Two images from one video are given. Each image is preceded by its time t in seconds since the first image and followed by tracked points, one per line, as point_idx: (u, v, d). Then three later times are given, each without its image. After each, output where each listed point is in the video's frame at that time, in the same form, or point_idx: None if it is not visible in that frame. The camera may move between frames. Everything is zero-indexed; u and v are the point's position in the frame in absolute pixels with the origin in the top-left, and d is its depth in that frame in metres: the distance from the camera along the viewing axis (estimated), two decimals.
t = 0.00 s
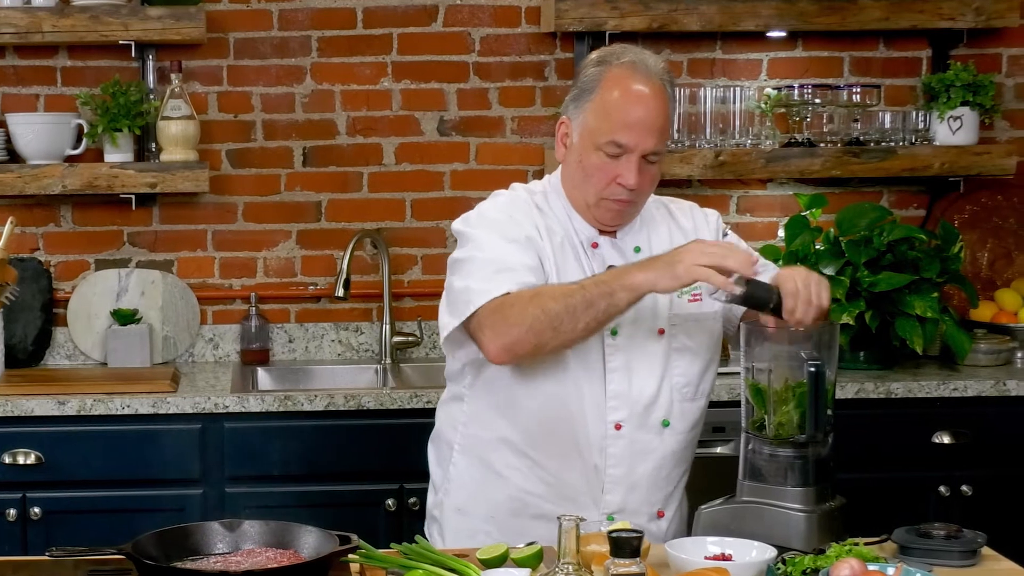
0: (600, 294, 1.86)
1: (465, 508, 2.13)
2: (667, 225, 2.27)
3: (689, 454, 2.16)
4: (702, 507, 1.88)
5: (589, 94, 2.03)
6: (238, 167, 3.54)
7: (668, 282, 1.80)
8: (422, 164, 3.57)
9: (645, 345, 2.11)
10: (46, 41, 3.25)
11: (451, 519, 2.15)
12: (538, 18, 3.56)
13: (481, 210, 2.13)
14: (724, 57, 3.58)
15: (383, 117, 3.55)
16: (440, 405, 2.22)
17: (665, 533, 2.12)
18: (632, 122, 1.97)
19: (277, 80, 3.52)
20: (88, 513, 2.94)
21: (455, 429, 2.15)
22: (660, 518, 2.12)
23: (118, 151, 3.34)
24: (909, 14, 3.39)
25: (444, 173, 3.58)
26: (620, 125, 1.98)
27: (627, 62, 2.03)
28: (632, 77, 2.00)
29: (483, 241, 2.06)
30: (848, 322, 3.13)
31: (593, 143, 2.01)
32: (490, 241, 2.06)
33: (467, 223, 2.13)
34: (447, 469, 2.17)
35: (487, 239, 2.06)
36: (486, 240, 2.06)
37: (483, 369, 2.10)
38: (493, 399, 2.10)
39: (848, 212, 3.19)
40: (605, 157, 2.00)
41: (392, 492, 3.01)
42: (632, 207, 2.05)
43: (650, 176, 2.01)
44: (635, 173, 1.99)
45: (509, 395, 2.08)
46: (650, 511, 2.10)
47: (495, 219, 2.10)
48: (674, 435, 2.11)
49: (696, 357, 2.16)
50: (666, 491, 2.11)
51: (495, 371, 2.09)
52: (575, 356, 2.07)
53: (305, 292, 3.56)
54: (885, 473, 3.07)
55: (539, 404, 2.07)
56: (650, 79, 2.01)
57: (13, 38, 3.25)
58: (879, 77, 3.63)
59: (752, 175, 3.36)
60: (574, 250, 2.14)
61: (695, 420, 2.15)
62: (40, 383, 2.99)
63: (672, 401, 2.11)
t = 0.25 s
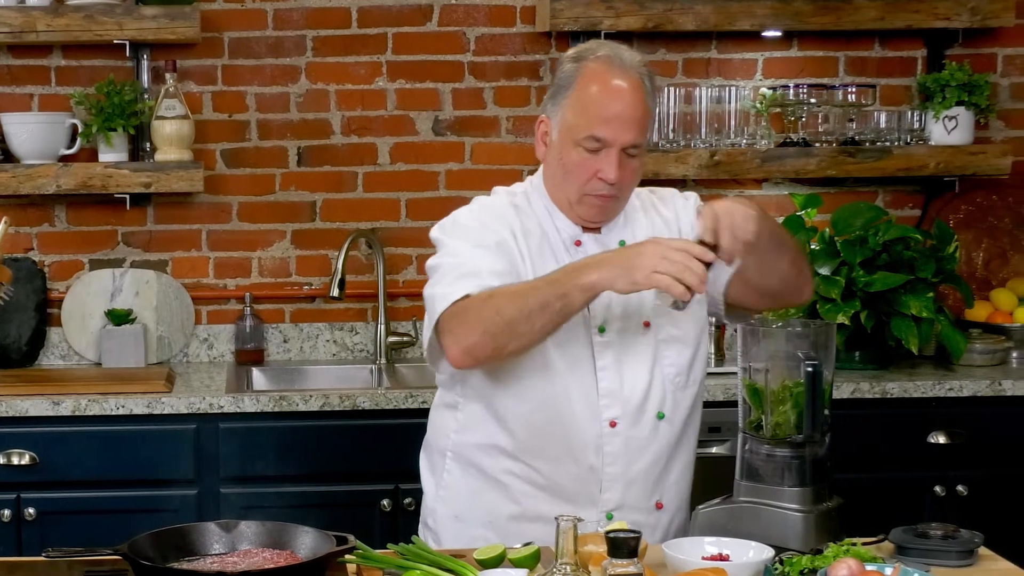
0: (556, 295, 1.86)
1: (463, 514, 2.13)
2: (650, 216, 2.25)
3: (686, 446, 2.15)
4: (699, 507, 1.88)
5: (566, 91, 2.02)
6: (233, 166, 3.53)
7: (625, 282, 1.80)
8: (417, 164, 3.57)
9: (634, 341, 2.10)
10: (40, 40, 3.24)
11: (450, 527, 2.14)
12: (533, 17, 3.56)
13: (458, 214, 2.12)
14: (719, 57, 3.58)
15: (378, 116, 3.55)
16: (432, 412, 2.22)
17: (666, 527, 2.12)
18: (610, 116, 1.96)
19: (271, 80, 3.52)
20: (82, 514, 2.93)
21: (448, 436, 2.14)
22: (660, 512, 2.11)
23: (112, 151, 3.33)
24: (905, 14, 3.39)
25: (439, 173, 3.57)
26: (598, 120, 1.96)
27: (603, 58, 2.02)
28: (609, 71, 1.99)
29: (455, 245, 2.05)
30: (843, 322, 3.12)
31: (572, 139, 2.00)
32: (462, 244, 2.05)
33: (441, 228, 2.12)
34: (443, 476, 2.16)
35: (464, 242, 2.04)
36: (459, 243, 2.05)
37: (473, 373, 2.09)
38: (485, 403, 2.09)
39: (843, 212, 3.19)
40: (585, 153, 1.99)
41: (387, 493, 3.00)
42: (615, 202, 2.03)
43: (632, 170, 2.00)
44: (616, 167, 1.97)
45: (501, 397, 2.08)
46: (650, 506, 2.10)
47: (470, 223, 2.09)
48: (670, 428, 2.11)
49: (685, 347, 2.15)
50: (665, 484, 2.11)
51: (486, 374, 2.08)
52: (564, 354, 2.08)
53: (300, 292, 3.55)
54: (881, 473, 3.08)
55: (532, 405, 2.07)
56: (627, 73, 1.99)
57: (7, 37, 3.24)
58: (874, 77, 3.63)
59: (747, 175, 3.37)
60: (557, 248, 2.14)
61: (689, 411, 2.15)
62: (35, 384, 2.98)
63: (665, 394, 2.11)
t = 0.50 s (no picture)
0: (480, 341, 1.80)
1: (448, 522, 2.10)
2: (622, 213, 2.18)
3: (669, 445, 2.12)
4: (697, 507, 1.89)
5: (528, 91, 1.98)
6: (227, 167, 3.52)
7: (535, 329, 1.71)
8: (412, 164, 3.56)
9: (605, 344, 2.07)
10: (34, 40, 3.23)
11: (435, 537, 2.11)
12: (528, 17, 3.56)
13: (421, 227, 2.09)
14: (715, 57, 3.58)
15: (373, 116, 3.55)
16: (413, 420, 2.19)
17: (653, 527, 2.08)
18: (571, 115, 1.92)
19: (266, 80, 3.51)
20: (77, 515, 2.92)
21: (428, 444, 2.12)
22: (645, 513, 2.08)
23: (107, 151, 3.32)
24: (900, 14, 3.39)
25: (434, 173, 3.57)
26: (560, 119, 1.92)
27: (563, 56, 1.98)
28: (569, 70, 1.95)
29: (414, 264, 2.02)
30: (838, 322, 3.12)
31: (535, 140, 1.96)
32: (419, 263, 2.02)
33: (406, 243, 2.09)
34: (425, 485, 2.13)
35: (423, 265, 2.01)
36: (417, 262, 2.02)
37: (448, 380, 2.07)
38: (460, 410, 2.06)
39: (839, 212, 3.19)
40: (549, 153, 1.95)
41: (383, 493, 2.99)
42: (583, 202, 1.99)
43: (598, 169, 1.95)
44: (580, 167, 1.93)
45: (476, 404, 2.05)
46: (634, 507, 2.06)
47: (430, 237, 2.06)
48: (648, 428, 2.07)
49: (661, 346, 2.11)
50: (648, 485, 2.08)
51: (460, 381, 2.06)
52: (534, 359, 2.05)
53: (294, 292, 3.55)
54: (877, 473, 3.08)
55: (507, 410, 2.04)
56: (588, 70, 1.95)
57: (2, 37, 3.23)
58: (870, 77, 3.63)
59: (742, 175, 3.36)
60: (524, 253, 2.08)
61: (667, 410, 2.12)
62: (29, 384, 2.98)
63: (642, 395, 2.08)
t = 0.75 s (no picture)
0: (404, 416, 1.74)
1: (410, 526, 2.15)
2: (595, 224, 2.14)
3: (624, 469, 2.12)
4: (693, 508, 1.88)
5: (491, 99, 1.96)
6: (222, 166, 3.52)
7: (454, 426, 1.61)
8: (407, 164, 3.56)
9: (555, 367, 2.07)
10: (29, 40, 3.22)
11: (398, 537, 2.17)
12: (524, 17, 3.55)
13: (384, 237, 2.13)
14: (710, 57, 3.58)
15: (368, 117, 3.54)
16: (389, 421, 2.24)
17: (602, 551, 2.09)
18: (534, 124, 1.89)
19: (261, 80, 3.51)
20: (72, 516, 2.92)
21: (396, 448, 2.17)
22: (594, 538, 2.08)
23: (101, 151, 3.32)
24: (895, 14, 3.40)
25: (429, 174, 3.56)
26: (523, 129, 1.90)
27: (526, 61, 1.94)
28: (531, 76, 1.92)
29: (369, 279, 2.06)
30: (834, 322, 3.12)
31: (500, 150, 1.94)
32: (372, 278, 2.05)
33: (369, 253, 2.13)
34: (393, 484, 2.19)
35: (376, 284, 2.04)
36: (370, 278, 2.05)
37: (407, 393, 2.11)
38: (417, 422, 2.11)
39: (835, 212, 3.19)
40: (514, 163, 1.93)
41: (379, 493, 2.99)
42: (553, 210, 1.97)
43: (565, 176, 1.93)
44: (546, 175, 1.91)
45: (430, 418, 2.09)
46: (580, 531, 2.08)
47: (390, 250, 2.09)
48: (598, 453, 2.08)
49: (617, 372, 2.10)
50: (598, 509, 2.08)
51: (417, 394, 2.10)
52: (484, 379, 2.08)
53: (289, 292, 3.54)
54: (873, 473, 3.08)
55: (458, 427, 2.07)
56: (551, 76, 1.92)
57: None
58: (865, 77, 3.63)
59: (738, 175, 3.37)
60: (482, 269, 2.10)
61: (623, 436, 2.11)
62: (24, 385, 2.97)
63: (594, 420, 2.08)
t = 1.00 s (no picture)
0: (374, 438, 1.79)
1: (392, 527, 2.18)
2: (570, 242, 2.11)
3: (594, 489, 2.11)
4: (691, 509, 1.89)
5: (468, 115, 1.93)
6: (217, 167, 3.51)
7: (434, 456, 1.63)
8: (402, 164, 3.55)
9: (521, 389, 2.06)
10: (23, 40, 3.22)
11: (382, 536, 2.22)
12: (519, 17, 3.55)
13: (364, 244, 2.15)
14: (705, 57, 3.58)
15: (363, 117, 3.54)
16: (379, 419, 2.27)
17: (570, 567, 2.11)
18: (509, 143, 1.87)
19: (255, 80, 3.50)
20: (66, 517, 2.91)
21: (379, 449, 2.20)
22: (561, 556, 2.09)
23: (97, 152, 3.29)
24: (891, 14, 3.40)
25: (424, 174, 3.56)
26: (498, 147, 1.88)
27: (504, 76, 1.91)
28: (507, 92, 1.89)
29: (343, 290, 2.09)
30: (829, 322, 3.12)
31: (477, 168, 1.91)
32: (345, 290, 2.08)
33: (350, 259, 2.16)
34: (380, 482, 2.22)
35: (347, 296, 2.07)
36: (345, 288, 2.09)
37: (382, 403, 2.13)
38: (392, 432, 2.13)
39: (830, 213, 3.19)
40: (491, 181, 1.91)
41: (374, 494, 2.99)
42: (531, 228, 1.95)
43: (542, 194, 1.91)
44: (523, 194, 1.89)
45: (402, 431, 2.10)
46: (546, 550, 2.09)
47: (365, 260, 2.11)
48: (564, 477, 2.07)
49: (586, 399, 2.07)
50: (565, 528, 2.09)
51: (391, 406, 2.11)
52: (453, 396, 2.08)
53: (284, 293, 3.54)
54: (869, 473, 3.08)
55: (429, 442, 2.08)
56: (528, 92, 1.89)
57: None
58: (860, 78, 3.64)
59: (733, 176, 3.37)
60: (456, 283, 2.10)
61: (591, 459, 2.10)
62: (19, 386, 2.96)
63: (562, 445, 2.07)
